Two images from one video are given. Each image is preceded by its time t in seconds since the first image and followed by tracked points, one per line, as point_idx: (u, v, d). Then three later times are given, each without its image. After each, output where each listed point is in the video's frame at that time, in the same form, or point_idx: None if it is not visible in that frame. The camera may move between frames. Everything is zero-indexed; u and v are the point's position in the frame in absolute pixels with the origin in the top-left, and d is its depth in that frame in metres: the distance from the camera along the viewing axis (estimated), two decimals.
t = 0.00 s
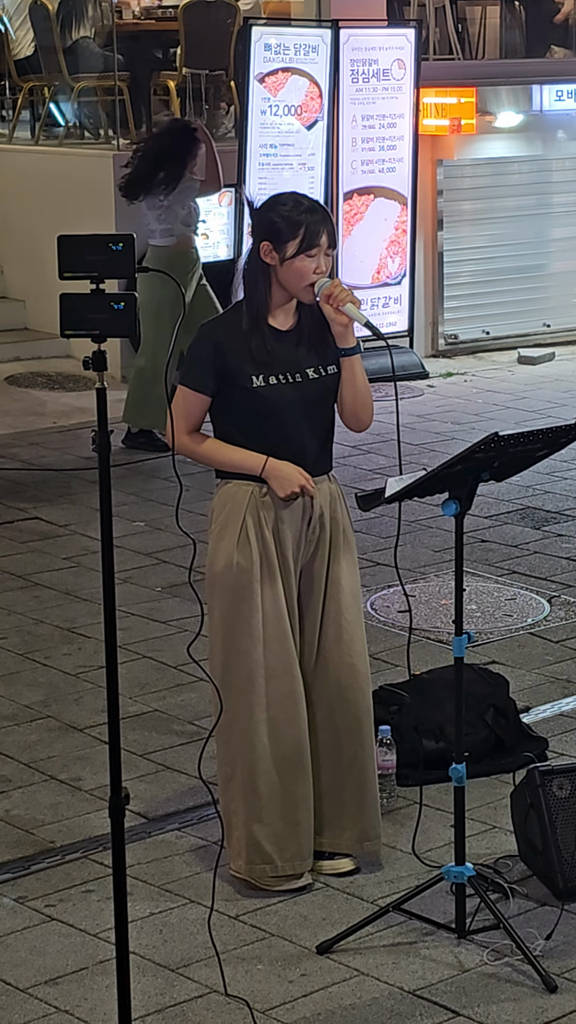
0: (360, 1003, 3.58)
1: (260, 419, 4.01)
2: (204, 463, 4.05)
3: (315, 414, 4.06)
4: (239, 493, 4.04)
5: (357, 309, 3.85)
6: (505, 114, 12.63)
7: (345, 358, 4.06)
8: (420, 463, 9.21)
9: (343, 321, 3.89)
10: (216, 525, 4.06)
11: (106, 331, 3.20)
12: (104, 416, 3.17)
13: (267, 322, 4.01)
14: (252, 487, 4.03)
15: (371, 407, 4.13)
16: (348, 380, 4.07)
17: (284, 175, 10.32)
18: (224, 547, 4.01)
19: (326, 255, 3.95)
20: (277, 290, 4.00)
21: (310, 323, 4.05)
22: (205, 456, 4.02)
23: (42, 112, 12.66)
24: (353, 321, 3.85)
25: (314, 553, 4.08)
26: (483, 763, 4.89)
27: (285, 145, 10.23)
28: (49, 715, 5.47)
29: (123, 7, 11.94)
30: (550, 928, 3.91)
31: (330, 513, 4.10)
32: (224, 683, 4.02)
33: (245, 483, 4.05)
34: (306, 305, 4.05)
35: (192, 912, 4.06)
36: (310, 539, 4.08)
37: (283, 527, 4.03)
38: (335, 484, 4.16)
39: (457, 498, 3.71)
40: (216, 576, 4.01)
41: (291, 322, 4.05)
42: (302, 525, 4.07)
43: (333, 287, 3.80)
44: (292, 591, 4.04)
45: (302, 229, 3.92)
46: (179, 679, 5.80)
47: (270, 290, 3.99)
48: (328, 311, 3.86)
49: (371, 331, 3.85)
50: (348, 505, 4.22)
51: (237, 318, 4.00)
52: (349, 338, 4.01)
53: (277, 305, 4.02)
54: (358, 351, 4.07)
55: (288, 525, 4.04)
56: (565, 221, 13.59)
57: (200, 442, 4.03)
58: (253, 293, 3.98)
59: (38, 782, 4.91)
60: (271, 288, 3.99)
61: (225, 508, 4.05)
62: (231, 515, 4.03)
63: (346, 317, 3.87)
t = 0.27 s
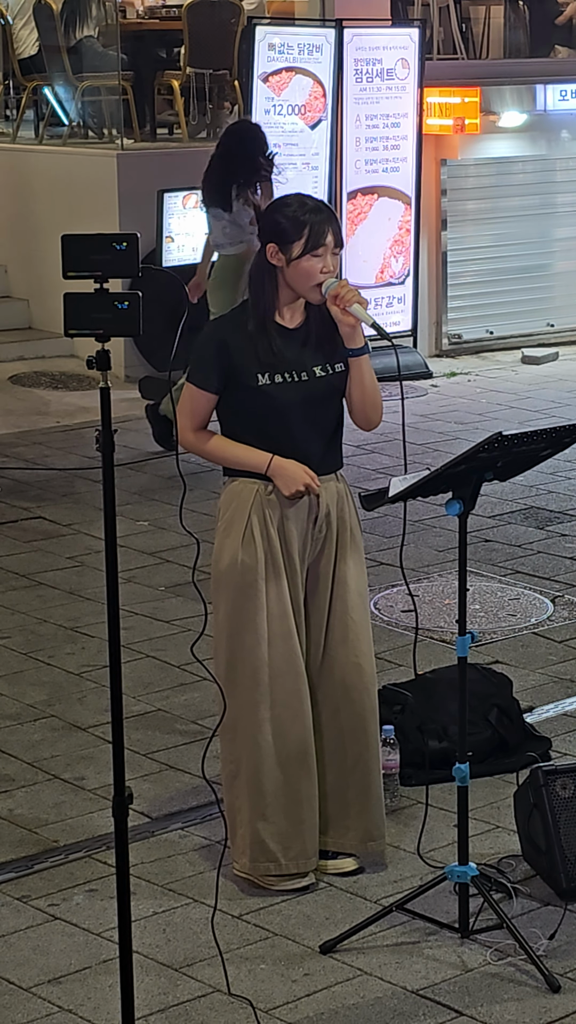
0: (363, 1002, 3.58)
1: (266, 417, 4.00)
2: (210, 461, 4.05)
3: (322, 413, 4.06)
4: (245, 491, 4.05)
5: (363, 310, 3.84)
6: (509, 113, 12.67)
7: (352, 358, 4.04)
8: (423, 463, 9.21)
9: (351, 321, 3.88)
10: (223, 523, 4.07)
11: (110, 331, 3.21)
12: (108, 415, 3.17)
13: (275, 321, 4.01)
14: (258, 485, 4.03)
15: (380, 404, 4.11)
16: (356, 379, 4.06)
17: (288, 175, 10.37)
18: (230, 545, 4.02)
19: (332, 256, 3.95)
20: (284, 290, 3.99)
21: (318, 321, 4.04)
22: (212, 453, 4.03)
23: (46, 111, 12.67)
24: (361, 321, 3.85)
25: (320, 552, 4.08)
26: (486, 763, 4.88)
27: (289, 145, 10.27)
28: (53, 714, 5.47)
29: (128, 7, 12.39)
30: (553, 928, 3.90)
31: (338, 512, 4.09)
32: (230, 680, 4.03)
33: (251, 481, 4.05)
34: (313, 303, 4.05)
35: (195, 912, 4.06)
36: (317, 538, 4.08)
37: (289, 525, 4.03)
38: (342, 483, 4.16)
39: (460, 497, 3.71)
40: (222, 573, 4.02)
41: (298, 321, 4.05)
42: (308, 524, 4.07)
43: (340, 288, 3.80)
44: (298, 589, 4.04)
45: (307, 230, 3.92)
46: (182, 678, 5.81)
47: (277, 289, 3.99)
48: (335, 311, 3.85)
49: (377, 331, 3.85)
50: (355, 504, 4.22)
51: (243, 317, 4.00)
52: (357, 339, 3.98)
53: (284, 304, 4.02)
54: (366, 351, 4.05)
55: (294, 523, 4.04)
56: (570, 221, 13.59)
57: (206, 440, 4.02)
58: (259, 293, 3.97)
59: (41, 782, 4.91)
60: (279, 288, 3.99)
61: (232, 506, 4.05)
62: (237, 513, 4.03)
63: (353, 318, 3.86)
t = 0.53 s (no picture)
0: (363, 1002, 3.58)
1: (271, 417, 4.01)
2: (215, 460, 4.06)
3: (328, 412, 4.05)
4: (249, 490, 4.05)
5: (365, 315, 3.86)
6: (510, 114, 12.65)
7: (353, 363, 4.02)
8: (425, 463, 9.21)
9: (352, 325, 3.89)
10: (227, 521, 4.07)
11: (112, 332, 3.21)
12: (109, 416, 3.16)
13: (279, 322, 4.02)
14: (262, 484, 4.04)
15: (379, 408, 4.07)
16: (356, 381, 4.03)
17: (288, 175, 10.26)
18: (232, 543, 4.02)
19: (337, 260, 3.95)
20: (289, 292, 4.00)
21: (324, 323, 4.06)
22: (216, 452, 4.04)
23: (46, 112, 12.67)
24: (362, 326, 3.85)
25: (324, 552, 4.08)
26: (487, 764, 4.89)
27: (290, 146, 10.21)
28: (54, 714, 5.48)
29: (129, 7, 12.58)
30: (554, 929, 3.90)
31: (342, 513, 4.10)
32: (231, 678, 4.03)
33: (255, 480, 4.05)
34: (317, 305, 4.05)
35: (196, 912, 4.06)
36: (321, 538, 4.08)
37: (293, 525, 4.03)
38: (347, 484, 4.16)
39: (461, 498, 3.71)
40: (225, 571, 4.03)
41: (303, 322, 4.05)
42: (312, 524, 4.07)
43: (342, 293, 3.79)
44: (301, 589, 4.05)
45: (313, 233, 3.92)
46: (183, 678, 5.81)
47: (282, 291, 3.99)
48: (337, 315, 3.86)
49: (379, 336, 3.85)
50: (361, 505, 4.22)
51: (249, 317, 4.01)
52: (359, 343, 3.98)
53: (289, 305, 4.03)
54: (368, 358, 4.03)
55: (297, 522, 4.04)
56: (571, 222, 13.59)
57: (212, 440, 4.04)
58: (265, 294, 3.98)
59: (41, 782, 4.91)
60: (283, 290, 3.99)
61: (236, 505, 4.06)
62: (240, 512, 4.04)
63: (354, 322, 3.88)
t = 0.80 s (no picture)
0: (362, 1002, 3.58)
1: (271, 417, 4.01)
2: (215, 459, 4.06)
3: (329, 412, 4.06)
4: (249, 490, 4.05)
5: (366, 318, 3.86)
6: (510, 114, 12.65)
7: (351, 365, 4.02)
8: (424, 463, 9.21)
9: (352, 328, 3.90)
10: (227, 521, 4.07)
11: (112, 331, 3.21)
12: (109, 415, 3.16)
13: (280, 323, 4.01)
14: (262, 484, 4.04)
15: (376, 410, 4.08)
16: (354, 384, 4.02)
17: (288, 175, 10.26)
18: (232, 542, 4.02)
19: (338, 263, 3.95)
20: (290, 294, 3.99)
21: (324, 325, 4.05)
22: (217, 452, 4.03)
23: (46, 112, 12.69)
24: (362, 329, 3.87)
25: (324, 552, 4.08)
26: (486, 764, 4.88)
27: (289, 145, 10.20)
28: (52, 714, 5.48)
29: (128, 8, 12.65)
30: (553, 929, 3.91)
31: (342, 513, 4.10)
32: (230, 678, 4.03)
33: (255, 480, 4.05)
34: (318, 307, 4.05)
35: (195, 912, 4.06)
36: (321, 538, 4.08)
37: (293, 525, 4.03)
38: (347, 484, 4.16)
39: (461, 498, 3.71)
40: (224, 571, 4.03)
41: (304, 323, 4.05)
42: (312, 524, 4.07)
43: (344, 295, 3.80)
44: (301, 589, 4.05)
45: (316, 236, 3.91)
46: (182, 678, 5.81)
47: (283, 292, 3.99)
48: (338, 318, 3.87)
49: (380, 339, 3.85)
50: (361, 505, 4.22)
51: (250, 317, 4.01)
52: (358, 350, 3.97)
53: (290, 307, 4.02)
54: (366, 360, 4.03)
55: (298, 522, 4.04)
56: (571, 222, 13.59)
57: (212, 440, 4.03)
58: (266, 296, 3.97)
59: (41, 781, 4.91)
60: (285, 292, 3.99)
61: (236, 504, 4.06)
62: (240, 512, 4.04)
63: (354, 325, 3.88)
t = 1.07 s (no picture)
0: (356, 998, 3.58)
1: (265, 413, 4.01)
2: (209, 456, 4.05)
3: (323, 408, 4.05)
4: (244, 486, 4.05)
5: (360, 314, 3.86)
6: (505, 110, 12.68)
7: (345, 360, 4.03)
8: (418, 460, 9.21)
9: (346, 322, 3.91)
10: (221, 517, 4.07)
11: (108, 326, 3.20)
12: (105, 410, 3.15)
13: (274, 319, 4.01)
14: (256, 480, 4.04)
15: (369, 408, 4.07)
16: (347, 380, 4.03)
17: (283, 172, 10.30)
18: (227, 539, 4.02)
19: (332, 259, 3.95)
20: (283, 289, 3.98)
21: (317, 320, 4.04)
22: (211, 449, 4.02)
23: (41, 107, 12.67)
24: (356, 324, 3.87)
25: (319, 547, 4.08)
26: (480, 761, 4.89)
27: (285, 141, 10.24)
28: (47, 710, 5.47)
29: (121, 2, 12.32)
30: (547, 925, 3.91)
31: (336, 509, 4.09)
32: (226, 675, 4.03)
33: (250, 476, 4.05)
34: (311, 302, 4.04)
35: (189, 907, 4.06)
36: (315, 534, 4.08)
37: (287, 521, 4.03)
38: (341, 480, 4.15)
39: (456, 493, 3.71)
40: (220, 567, 4.02)
41: (297, 319, 4.04)
42: (307, 519, 4.06)
43: (337, 292, 3.81)
44: (296, 585, 4.05)
45: (310, 232, 3.91)
46: (176, 673, 5.81)
47: (276, 288, 3.98)
48: (331, 312, 3.88)
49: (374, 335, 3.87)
50: (355, 501, 4.21)
51: (243, 313, 4.00)
52: (352, 341, 4.00)
53: (283, 303, 4.02)
54: (360, 355, 4.05)
55: (292, 518, 4.04)
56: (566, 218, 13.58)
57: (205, 436, 4.03)
58: (260, 291, 3.96)
59: (35, 777, 4.91)
60: (278, 288, 3.98)
61: (230, 501, 4.06)
62: (235, 508, 4.03)
63: (349, 321, 3.89)
